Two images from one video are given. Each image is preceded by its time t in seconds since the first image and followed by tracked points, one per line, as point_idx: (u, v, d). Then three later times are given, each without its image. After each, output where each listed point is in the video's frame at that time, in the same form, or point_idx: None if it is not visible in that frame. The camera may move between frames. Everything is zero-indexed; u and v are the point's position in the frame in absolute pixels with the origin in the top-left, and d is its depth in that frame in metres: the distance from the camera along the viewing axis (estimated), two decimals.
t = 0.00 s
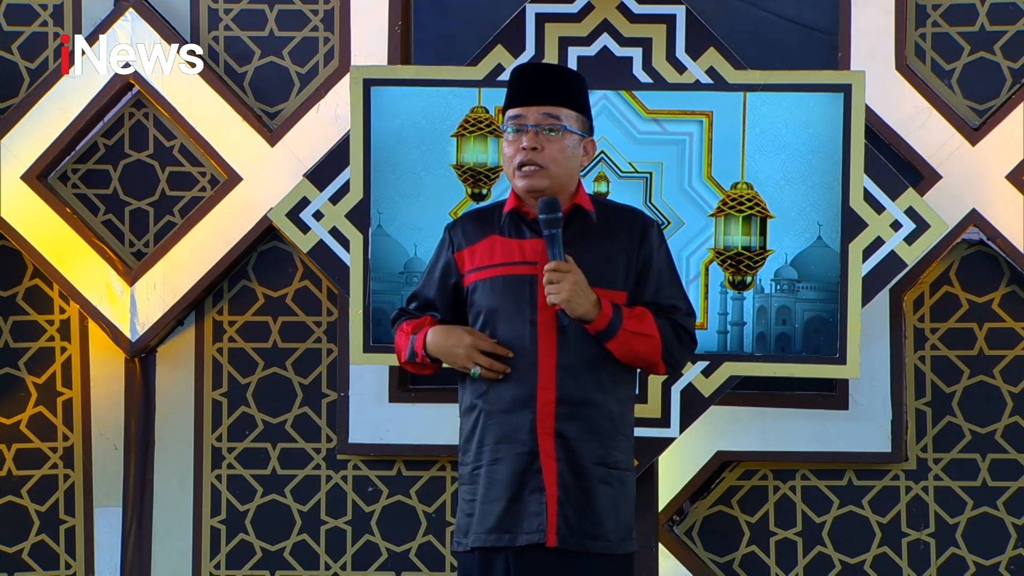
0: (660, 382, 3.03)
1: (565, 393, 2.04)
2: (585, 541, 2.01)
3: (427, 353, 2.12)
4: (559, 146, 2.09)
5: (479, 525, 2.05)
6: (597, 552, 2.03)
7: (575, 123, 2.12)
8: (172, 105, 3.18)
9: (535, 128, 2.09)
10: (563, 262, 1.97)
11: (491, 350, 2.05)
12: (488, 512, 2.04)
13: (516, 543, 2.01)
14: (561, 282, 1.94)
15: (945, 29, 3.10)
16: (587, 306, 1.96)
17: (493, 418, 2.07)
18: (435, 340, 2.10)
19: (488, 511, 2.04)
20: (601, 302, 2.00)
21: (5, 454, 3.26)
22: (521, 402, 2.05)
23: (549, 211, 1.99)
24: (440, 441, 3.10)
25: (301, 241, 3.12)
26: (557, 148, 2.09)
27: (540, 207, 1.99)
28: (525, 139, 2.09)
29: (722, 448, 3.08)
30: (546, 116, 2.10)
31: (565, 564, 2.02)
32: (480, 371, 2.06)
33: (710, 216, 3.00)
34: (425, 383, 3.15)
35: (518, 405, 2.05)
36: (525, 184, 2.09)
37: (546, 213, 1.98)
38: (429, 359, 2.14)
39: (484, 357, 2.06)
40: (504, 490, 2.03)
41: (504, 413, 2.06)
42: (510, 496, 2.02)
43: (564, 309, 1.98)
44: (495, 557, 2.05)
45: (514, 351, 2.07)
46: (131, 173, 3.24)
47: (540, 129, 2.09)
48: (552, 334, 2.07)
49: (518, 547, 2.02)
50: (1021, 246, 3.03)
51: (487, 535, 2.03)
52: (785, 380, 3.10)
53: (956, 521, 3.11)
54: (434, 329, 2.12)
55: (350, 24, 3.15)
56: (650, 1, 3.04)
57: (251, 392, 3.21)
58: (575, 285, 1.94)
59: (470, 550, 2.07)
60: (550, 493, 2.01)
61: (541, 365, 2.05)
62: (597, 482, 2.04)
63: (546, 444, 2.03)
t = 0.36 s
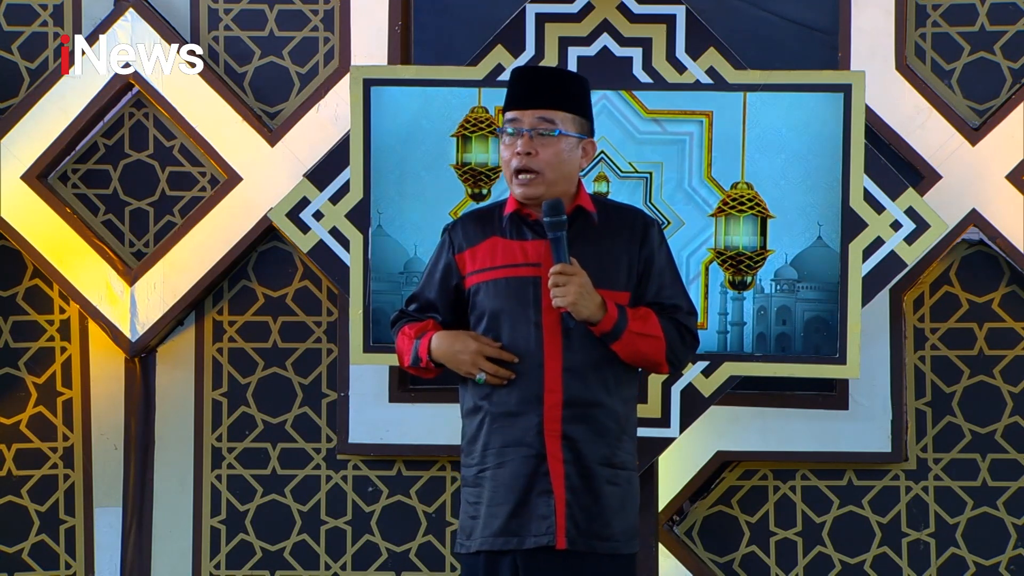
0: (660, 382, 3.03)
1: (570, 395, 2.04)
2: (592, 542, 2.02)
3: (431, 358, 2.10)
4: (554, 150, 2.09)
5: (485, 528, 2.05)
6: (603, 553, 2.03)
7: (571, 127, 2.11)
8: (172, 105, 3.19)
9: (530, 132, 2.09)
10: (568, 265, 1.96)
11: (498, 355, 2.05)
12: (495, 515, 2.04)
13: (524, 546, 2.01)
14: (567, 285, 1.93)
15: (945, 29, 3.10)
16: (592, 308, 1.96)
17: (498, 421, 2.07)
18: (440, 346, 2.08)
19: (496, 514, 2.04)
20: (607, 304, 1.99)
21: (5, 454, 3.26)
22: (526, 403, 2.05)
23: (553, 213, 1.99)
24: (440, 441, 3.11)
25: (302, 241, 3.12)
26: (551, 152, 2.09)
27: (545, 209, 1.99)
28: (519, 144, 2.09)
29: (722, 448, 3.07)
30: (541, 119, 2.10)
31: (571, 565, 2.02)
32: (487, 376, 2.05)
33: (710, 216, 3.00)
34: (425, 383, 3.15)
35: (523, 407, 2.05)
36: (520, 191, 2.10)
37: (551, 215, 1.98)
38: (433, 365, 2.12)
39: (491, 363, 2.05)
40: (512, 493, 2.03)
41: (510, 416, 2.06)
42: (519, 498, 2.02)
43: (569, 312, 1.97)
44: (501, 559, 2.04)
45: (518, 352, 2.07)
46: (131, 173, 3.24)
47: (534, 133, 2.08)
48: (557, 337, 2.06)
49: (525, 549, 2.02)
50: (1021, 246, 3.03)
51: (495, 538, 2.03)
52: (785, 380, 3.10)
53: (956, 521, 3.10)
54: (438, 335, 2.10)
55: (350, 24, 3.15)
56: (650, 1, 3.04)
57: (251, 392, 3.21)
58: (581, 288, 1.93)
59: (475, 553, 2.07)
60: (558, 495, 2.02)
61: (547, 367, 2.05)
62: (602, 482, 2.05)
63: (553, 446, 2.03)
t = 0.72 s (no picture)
0: (660, 382, 3.03)
1: (569, 397, 2.04)
2: (591, 544, 2.02)
3: (431, 362, 2.09)
4: (541, 158, 2.08)
5: (481, 528, 2.05)
6: (603, 555, 2.04)
7: (559, 134, 2.09)
8: (172, 105, 3.19)
9: (516, 141, 2.08)
10: (564, 267, 1.96)
11: (497, 360, 2.04)
12: (491, 516, 2.04)
13: (520, 547, 2.02)
14: (563, 288, 1.93)
15: (945, 29, 3.10)
16: (589, 311, 1.96)
17: (498, 423, 2.07)
18: (440, 350, 2.07)
19: (492, 515, 2.04)
20: (603, 306, 1.99)
21: (5, 454, 3.26)
22: (525, 405, 2.05)
23: (548, 216, 1.98)
24: (441, 441, 3.11)
25: (302, 241, 3.12)
26: (537, 160, 2.08)
27: (539, 212, 1.98)
28: (506, 152, 2.09)
29: (722, 448, 3.08)
30: (527, 128, 2.08)
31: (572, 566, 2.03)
32: (485, 381, 2.05)
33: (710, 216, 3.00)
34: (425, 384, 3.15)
35: (522, 409, 2.05)
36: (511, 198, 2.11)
37: (546, 218, 1.97)
38: (433, 369, 2.11)
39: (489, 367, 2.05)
40: (509, 494, 2.03)
41: (509, 418, 2.06)
42: (516, 500, 2.03)
43: (566, 314, 1.97)
44: (501, 561, 2.05)
45: (517, 354, 2.07)
46: (131, 173, 3.24)
47: (521, 143, 2.08)
48: (555, 338, 2.06)
49: (523, 551, 2.02)
50: (1021, 246, 3.03)
51: (491, 539, 2.03)
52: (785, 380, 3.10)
53: (956, 521, 3.11)
54: (437, 339, 2.09)
55: (350, 24, 3.15)
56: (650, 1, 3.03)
57: (251, 392, 3.21)
58: (576, 290, 1.93)
59: (471, 552, 2.07)
60: (555, 497, 2.02)
61: (544, 368, 2.05)
62: (602, 484, 2.05)
63: (551, 449, 2.03)
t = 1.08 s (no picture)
0: (660, 382, 3.04)
1: (566, 396, 2.04)
2: (589, 543, 2.02)
3: (429, 360, 2.10)
4: (539, 155, 2.08)
5: (481, 528, 2.05)
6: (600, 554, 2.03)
7: (557, 131, 2.09)
8: (172, 105, 3.19)
9: (514, 139, 2.08)
10: (561, 264, 1.96)
11: (495, 359, 2.05)
12: (490, 515, 2.04)
13: (519, 546, 2.02)
14: (559, 285, 1.93)
15: (945, 29, 3.10)
16: (585, 308, 1.96)
17: (496, 422, 2.07)
18: (438, 349, 2.07)
19: (491, 514, 2.04)
20: (600, 304, 1.99)
21: (5, 454, 3.26)
22: (522, 403, 2.05)
23: (546, 213, 1.98)
24: (441, 441, 3.11)
25: (302, 241, 3.12)
26: (536, 157, 2.08)
27: (537, 209, 1.98)
28: (505, 150, 2.09)
29: (722, 448, 3.07)
30: (525, 126, 2.08)
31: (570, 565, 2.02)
32: (481, 380, 2.04)
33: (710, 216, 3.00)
34: (425, 384, 3.15)
35: (519, 408, 2.05)
36: (511, 196, 2.11)
37: (543, 216, 1.97)
38: (431, 366, 2.12)
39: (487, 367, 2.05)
40: (506, 493, 2.03)
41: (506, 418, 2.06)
42: (513, 499, 2.03)
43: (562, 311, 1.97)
44: (498, 560, 2.05)
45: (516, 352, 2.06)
46: (131, 173, 3.24)
47: (519, 140, 2.08)
48: (552, 336, 2.06)
49: (521, 550, 2.02)
50: (1021, 246, 3.03)
51: (490, 538, 2.04)
52: (786, 379, 3.09)
53: (956, 521, 3.10)
54: (436, 336, 2.10)
55: (350, 24, 3.15)
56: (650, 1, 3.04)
57: (251, 392, 3.21)
58: (573, 287, 1.93)
59: (471, 552, 2.07)
60: (551, 495, 2.02)
61: (541, 366, 2.05)
62: (600, 483, 2.04)
63: (547, 447, 2.03)
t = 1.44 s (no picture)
0: (660, 382, 3.04)
1: (566, 394, 2.01)
2: (587, 541, 1.98)
3: (425, 395, 2.08)
4: (541, 149, 2.07)
5: (480, 526, 2.02)
6: (598, 553, 1.98)
7: (559, 125, 2.08)
8: (172, 104, 3.18)
9: (515, 133, 2.07)
10: (562, 260, 1.94)
11: (486, 392, 2.00)
12: (489, 513, 2.02)
13: (518, 543, 1.98)
14: (559, 281, 1.91)
15: (945, 29, 3.10)
16: (585, 305, 1.93)
17: (495, 420, 2.04)
18: (430, 386, 2.04)
19: (491, 510, 2.01)
20: (600, 301, 1.96)
21: (5, 454, 3.26)
22: (521, 400, 2.01)
23: (547, 210, 1.99)
24: (441, 441, 3.11)
25: (301, 241, 3.12)
26: (538, 151, 2.07)
27: (538, 207, 2.00)
28: (507, 145, 2.08)
29: (722, 448, 3.07)
30: (527, 120, 2.08)
31: (568, 565, 1.98)
32: (473, 413, 2.01)
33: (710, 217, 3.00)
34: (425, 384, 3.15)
35: (517, 404, 2.02)
36: (513, 191, 2.09)
37: (544, 212, 1.99)
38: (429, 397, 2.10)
39: (478, 400, 2.01)
40: (504, 490, 2.00)
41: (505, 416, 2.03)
42: (512, 495, 2.00)
43: (562, 308, 1.95)
44: (496, 558, 2.02)
45: (517, 350, 2.03)
46: (131, 173, 3.24)
47: (521, 134, 2.07)
48: (553, 333, 2.03)
49: (519, 547, 1.99)
50: (1020, 246, 3.04)
51: (489, 536, 2.01)
52: (786, 379, 3.09)
53: (956, 521, 3.11)
54: (429, 370, 2.06)
55: (350, 24, 3.15)
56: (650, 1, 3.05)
57: (251, 392, 3.21)
58: (572, 284, 1.91)
59: (473, 551, 2.04)
60: (549, 492, 1.98)
61: (541, 363, 2.02)
62: (599, 482, 2.00)
63: (544, 444, 1.99)
